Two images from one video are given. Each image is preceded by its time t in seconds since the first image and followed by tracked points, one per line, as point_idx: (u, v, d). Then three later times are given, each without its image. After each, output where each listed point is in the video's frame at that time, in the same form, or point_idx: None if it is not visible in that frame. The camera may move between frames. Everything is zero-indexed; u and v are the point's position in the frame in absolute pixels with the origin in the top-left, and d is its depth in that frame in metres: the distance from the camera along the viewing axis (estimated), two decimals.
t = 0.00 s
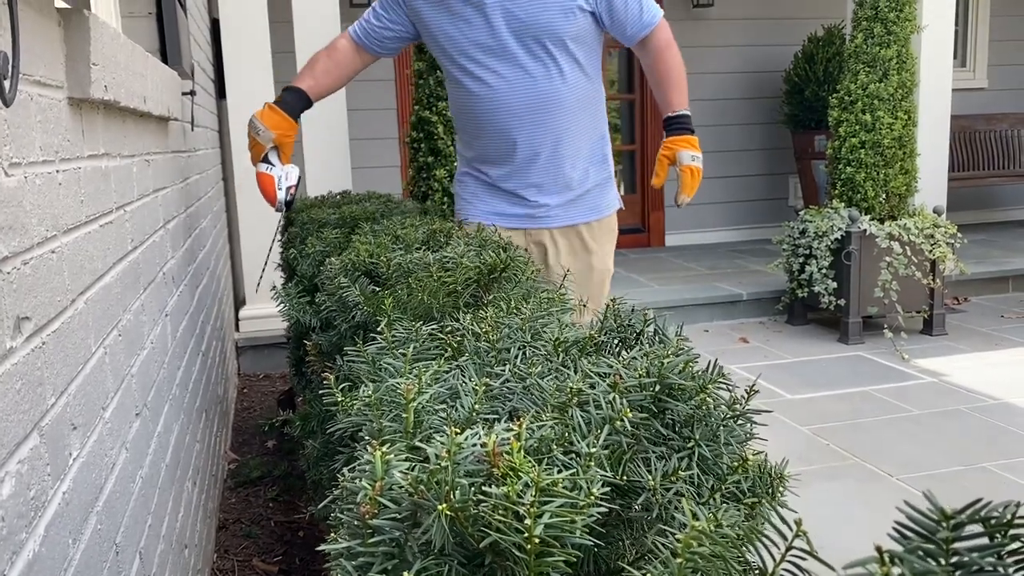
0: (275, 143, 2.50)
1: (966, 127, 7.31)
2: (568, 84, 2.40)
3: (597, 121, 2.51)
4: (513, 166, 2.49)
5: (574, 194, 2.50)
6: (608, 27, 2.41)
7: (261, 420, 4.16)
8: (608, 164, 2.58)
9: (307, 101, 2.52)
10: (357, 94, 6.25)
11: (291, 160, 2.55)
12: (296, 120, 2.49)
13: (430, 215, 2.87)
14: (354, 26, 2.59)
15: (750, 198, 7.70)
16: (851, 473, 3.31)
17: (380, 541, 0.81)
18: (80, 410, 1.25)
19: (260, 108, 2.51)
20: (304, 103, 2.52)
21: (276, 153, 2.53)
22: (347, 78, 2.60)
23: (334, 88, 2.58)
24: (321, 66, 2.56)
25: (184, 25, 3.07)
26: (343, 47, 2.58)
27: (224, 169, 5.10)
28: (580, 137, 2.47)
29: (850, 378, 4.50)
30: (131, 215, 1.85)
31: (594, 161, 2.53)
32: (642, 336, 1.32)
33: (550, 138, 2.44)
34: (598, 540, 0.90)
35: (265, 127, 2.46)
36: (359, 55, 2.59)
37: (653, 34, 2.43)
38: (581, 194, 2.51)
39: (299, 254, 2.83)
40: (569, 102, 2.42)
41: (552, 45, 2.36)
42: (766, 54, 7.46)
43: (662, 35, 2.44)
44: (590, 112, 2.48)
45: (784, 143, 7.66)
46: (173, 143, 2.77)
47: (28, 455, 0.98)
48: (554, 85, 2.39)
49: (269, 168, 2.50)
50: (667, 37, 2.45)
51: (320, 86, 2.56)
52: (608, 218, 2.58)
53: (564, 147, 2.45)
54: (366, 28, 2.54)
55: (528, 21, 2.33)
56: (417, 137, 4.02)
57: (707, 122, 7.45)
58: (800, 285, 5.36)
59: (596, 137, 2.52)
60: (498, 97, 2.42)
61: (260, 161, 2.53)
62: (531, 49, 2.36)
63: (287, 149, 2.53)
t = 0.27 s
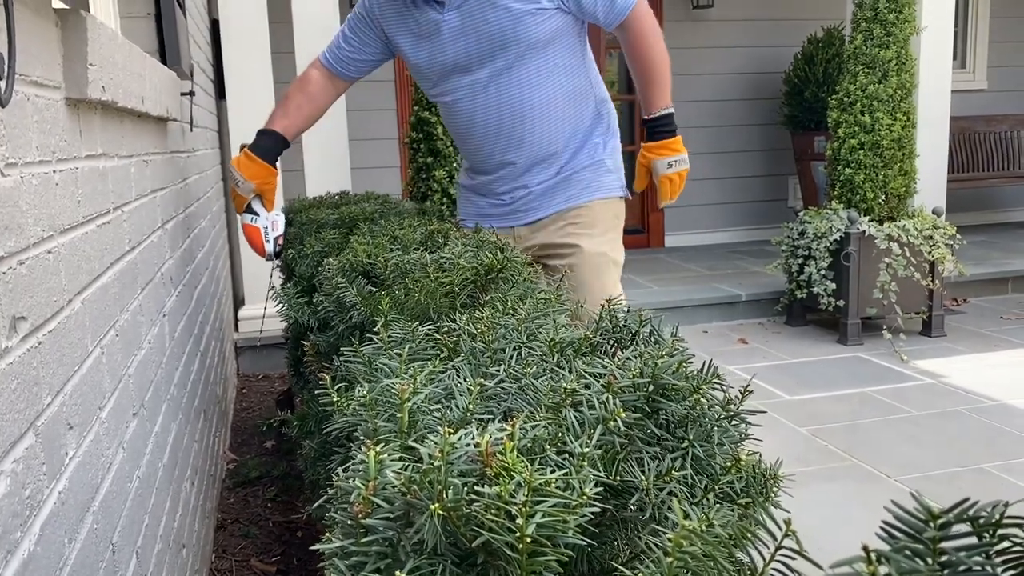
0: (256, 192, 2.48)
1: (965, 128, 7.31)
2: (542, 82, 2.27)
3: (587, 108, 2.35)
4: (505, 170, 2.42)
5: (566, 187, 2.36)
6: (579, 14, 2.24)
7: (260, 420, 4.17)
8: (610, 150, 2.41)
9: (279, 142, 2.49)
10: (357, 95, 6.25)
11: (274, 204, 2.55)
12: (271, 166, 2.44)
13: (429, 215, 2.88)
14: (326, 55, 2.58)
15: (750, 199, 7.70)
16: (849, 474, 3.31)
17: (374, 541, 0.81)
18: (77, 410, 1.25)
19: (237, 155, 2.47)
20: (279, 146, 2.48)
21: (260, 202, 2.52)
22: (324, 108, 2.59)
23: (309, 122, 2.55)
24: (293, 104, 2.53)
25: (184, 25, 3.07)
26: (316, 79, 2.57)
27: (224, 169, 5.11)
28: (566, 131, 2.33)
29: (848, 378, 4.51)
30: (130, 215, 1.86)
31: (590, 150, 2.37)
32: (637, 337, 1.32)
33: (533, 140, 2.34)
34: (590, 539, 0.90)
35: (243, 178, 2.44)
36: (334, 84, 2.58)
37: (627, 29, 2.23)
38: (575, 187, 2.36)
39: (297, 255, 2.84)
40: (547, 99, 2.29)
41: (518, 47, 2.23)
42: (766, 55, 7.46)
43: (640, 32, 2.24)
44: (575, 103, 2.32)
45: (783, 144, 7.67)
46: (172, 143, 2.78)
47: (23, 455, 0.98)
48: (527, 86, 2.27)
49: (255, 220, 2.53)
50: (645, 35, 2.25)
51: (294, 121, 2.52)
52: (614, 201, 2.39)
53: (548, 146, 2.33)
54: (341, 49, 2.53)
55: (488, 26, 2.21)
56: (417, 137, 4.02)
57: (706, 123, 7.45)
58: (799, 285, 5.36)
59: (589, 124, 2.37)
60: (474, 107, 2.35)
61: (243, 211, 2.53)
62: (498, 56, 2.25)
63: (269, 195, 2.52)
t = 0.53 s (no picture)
0: (251, 212, 2.51)
1: (965, 128, 7.31)
2: (512, 104, 2.24)
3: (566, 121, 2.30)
4: (487, 180, 2.46)
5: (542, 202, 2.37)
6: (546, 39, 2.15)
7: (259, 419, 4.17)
8: (591, 160, 2.39)
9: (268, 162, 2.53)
10: (356, 95, 6.26)
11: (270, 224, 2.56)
12: (263, 185, 2.48)
13: (429, 213, 2.89)
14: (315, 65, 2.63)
15: (750, 199, 7.70)
16: (848, 473, 3.31)
17: (367, 532, 0.82)
18: (73, 404, 1.25)
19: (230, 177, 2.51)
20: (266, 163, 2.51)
21: (255, 221, 2.54)
22: (316, 119, 2.66)
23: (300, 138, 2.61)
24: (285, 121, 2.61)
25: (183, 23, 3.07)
26: (306, 91, 2.63)
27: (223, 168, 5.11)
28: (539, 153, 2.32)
29: (848, 378, 4.51)
30: (128, 212, 1.86)
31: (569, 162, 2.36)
32: (633, 332, 1.33)
33: (508, 156, 2.35)
34: (584, 532, 0.91)
35: (237, 200, 2.47)
36: (325, 93, 2.64)
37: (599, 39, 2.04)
38: (550, 204, 2.36)
39: (296, 253, 2.85)
40: (519, 119, 2.27)
41: (484, 74, 2.18)
42: (766, 55, 7.46)
43: (615, 41, 2.04)
44: (551, 120, 2.29)
45: (783, 144, 7.67)
46: (171, 141, 2.79)
47: (20, 447, 0.98)
48: (496, 109, 2.25)
49: (251, 240, 2.54)
50: (622, 44, 2.05)
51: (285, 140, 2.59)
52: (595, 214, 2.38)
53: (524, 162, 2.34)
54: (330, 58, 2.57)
55: (450, 59, 2.16)
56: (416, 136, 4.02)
57: (706, 123, 7.45)
58: (799, 285, 5.36)
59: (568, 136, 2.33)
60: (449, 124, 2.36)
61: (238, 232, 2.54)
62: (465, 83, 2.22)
63: (264, 214, 2.53)
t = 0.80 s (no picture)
0: (251, 238, 2.61)
1: (966, 128, 7.31)
2: (496, 128, 2.24)
3: (553, 137, 2.29)
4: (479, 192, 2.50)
5: (533, 209, 2.39)
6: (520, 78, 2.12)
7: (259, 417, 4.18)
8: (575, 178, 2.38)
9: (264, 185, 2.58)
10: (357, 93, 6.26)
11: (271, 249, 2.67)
12: (263, 211, 2.57)
13: (428, 212, 2.90)
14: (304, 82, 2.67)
15: (750, 199, 7.70)
16: (847, 471, 3.31)
17: (362, 522, 0.82)
18: (72, 397, 1.26)
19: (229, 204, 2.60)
20: (263, 187, 2.58)
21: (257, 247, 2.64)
22: (309, 135, 2.73)
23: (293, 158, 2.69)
24: (278, 137, 2.68)
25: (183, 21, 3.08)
26: (296, 109, 2.69)
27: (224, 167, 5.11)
28: (523, 176, 2.35)
29: (848, 377, 4.51)
30: (127, 209, 1.87)
31: (561, 167, 2.37)
32: (630, 327, 1.33)
33: (493, 178, 2.38)
34: (578, 523, 0.91)
35: (237, 227, 2.56)
36: (316, 108, 2.69)
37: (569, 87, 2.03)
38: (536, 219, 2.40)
39: (296, 251, 2.86)
40: (505, 141, 2.27)
41: (462, 113, 2.19)
42: (767, 55, 7.46)
43: (586, 82, 2.00)
44: (531, 149, 2.29)
45: (784, 144, 7.67)
46: (171, 139, 2.80)
47: (17, 439, 0.99)
48: (481, 135, 2.26)
49: (253, 267, 2.63)
50: (591, 85, 2.01)
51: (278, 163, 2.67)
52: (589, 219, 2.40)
53: (514, 177, 2.35)
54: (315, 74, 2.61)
55: (428, 99, 2.18)
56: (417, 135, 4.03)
57: (707, 122, 7.45)
58: (799, 285, 5.36)
59: (557, 149, 2.32)
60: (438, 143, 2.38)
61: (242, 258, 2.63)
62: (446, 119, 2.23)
63: (265, 240, 2.64)
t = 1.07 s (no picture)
0: (251, 278, 2.44)
1: (968, 129, 7.31)
2: (500, 139, 2.20)
3: (555, 141, 2.27)
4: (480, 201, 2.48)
5: (538, 212, 2.38)
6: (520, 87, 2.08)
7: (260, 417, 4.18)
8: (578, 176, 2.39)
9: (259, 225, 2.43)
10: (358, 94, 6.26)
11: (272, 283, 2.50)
12: (257, 250, 2.40)
13: (429, 211, 2.90)
14: (288, 110, 2.53)
15: (752, 199, 7.70)
16: (847, 471, 3.31)
17: (358, 519, 0.83)
18: (71, 395, 1.26)
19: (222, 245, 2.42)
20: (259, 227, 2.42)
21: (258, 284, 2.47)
22: (294, 166, 2.59)
23: (282, 192, 2.54)
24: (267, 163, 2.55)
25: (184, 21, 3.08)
26: (282, 139, 2.55)
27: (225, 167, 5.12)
28: (528, 183, 2.33)
29: (849, 377, 4.50)
30: (127, 208, 1.87)
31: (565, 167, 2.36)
32: (628, 325, 1.33)
33: (498, 189, 2.35)
34: (574, 520, 0.92)
35: (233, 270, 2.39)
36: (302, 136, 2.56)
37: (578, 92, 2.01)
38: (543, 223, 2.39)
39: (296, 250, 2.86)
40: (509, 151, 2.23)
41: (465, 129, 2.14)
42: (769, 55, 7.46)
43: (594, 86, 2.00)
44: (535, 156, 2.27)
45: (786, 144, 7.66)
46: (172, 138, 2.80)
47: (16, 436, 0.99)
48: (485, 148, 2.21)
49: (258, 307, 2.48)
50: (599, 88, 2.01)
51: (267, 198, 2.50)
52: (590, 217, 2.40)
53: (520, 185, 2.32)
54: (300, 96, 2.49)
55: (429, 121, 2.12)
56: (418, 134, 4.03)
57: (708, 123, 7.45)
58: (800, 285, 5.36)
59: (559, 150, 2.30)
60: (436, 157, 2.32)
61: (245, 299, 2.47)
62: (448, 137, 2.17)
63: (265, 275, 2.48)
